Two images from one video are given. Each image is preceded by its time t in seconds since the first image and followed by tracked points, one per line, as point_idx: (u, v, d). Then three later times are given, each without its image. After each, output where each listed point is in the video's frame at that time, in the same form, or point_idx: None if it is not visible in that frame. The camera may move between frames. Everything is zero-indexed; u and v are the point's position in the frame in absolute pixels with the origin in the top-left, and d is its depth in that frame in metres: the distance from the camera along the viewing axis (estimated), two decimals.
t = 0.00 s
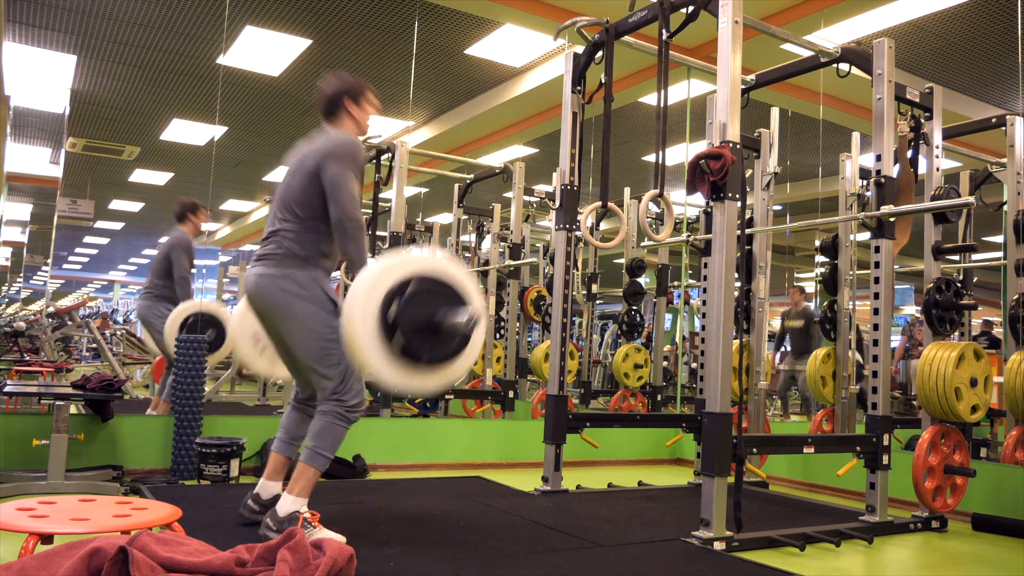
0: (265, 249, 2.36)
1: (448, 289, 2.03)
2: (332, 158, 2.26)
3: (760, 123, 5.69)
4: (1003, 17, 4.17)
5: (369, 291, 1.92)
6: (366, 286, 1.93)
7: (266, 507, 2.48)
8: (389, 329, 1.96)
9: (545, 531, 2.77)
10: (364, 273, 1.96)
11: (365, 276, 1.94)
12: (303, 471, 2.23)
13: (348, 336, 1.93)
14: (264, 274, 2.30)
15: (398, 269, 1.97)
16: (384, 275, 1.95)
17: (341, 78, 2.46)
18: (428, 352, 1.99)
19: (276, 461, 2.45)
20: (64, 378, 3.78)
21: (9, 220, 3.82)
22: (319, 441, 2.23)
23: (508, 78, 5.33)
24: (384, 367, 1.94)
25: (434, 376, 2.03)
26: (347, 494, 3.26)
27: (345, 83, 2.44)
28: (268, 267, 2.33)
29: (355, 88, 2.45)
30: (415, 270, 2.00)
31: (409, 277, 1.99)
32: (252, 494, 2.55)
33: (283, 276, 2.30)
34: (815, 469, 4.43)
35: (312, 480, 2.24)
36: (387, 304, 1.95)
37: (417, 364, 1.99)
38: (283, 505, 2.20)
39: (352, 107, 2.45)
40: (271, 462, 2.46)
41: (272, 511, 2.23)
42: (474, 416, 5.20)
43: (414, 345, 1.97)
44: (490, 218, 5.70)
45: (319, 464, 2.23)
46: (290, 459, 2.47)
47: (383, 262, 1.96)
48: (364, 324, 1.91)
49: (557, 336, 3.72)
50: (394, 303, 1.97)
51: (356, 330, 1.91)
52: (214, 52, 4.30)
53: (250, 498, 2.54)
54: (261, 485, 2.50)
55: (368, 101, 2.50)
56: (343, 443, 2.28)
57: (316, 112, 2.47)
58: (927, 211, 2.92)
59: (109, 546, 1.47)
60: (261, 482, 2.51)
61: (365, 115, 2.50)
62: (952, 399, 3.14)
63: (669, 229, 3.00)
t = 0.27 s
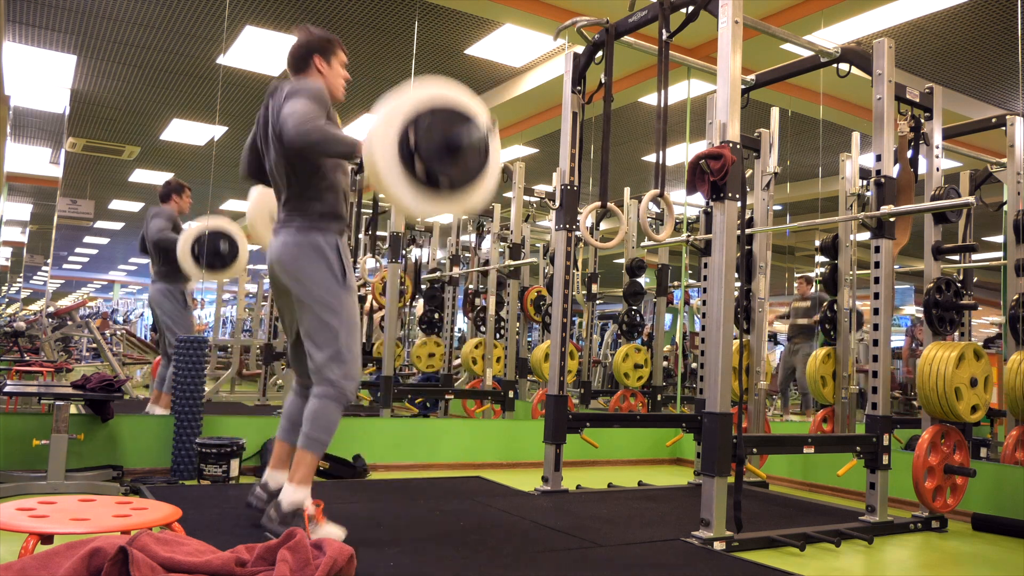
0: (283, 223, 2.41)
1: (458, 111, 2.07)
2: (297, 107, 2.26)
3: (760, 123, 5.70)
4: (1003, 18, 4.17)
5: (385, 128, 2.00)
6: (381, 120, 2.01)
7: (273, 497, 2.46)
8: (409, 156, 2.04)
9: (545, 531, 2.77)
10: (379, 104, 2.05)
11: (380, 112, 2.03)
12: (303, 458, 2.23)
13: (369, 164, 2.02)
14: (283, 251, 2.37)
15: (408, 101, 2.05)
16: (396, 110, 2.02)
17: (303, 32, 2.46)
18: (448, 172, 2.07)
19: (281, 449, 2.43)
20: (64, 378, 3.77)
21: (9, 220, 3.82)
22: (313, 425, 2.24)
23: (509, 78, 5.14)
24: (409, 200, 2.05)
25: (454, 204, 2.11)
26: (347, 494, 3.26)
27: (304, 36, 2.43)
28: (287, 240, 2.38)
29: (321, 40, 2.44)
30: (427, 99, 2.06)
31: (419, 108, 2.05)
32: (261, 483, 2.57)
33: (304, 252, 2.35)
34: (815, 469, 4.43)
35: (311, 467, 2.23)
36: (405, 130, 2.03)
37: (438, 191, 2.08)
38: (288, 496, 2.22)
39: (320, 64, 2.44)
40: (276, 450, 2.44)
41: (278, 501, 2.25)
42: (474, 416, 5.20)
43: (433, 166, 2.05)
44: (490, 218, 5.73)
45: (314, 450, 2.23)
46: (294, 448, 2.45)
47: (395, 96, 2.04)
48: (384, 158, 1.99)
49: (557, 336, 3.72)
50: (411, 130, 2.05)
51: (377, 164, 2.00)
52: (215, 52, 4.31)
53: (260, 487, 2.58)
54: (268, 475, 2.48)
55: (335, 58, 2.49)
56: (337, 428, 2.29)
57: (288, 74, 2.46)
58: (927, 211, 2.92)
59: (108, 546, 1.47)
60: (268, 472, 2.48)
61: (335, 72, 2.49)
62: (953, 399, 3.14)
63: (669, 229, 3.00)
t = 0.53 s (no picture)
0: (287, 244, 2.40)
1: (428, 51, 2.10)
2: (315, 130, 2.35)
3: (760, 123, 5.69)
4: (1003, 18, 4.17)
5: (357, 60, 1.99)
6: (350, 59, 1.99)
7: (264, 513, 2.45)
8: (382, 95, 2.03)
9: (545, 531, 2.77)
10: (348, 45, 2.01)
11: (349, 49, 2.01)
12: (294, 476, 2.24)
13: (342, 107, 2.00)
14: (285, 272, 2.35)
15: (379, 40, 2.04)
16: (367, 48, 2.01)
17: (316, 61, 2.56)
18: (423, 112, 2.07)
19: (274, 468, 2.44)
20: (64, 378, 3.74)
21: (9, 220, 3.81)
22: (310, 445, 2.25)
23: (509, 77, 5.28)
24: (384, 140, 2.04)
25: (427, 145, 2.11)
26: (347, 494, 3.26)
27: (314, 63, 2.55)
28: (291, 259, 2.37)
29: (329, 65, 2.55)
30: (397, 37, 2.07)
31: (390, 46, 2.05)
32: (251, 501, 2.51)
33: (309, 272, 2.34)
34: (816, 469, 4.43)
35: (305, 482, 2.25)
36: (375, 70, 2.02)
37: (412, 132, 2.08)
38: (278, 510, 2.21)
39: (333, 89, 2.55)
40: (270, 467, 2.45)
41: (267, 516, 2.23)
42: (474, 416, 5.20)
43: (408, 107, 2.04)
44: (490, 218, 5.69)
45: (311, 467, 2.26)
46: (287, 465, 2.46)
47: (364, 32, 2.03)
48: (356, 96, 1.98)
49: (557, 336, 3.71)
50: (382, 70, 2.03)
51: (349, 103, 1.97)
52: (215, 52, 4.30)
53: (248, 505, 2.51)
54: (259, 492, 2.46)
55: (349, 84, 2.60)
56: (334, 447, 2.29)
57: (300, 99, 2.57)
58: (927, 211, 2.91)
59: (109, 546, 1.47)
60: (259, 489, 2.46)
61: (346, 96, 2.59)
62: (953, 399, 3.14)
63: (669, 229, 3.00)
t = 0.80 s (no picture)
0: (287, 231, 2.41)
1: (435, 44, 2.08)
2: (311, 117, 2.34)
3: (760, 123, 5.70)
4: (1002, 17, 4.17)
5: (366, 54, 1.96)
6: (360, 51, 1.97)
7: (263, 512, 2.46)
8: (394, 90, 2.00)
9: (545, 531, 2.77)
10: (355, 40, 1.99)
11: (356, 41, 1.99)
12: (283, 473, 2.23)
13: (353, 102, 1.97)
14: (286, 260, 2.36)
15: (385, 29, 2.02)
16: (375, 37, 1.99)
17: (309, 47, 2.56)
18: (432, 103, 2.05)
19: (265, 467, 2.44)
20: (64, 378, 3.74)
21: (9, 220, 3.81)
22: (282, 437, 2.24)
23: (510, 78, 5.23)
24: (396, 132, 2.01)
25: (438, 137, 2.09)
26: (347, 494, 3.26)
27: (309, 50, 2.53)
28: (295, 247, 2.38)
29: (324, 53, 2.54)
30: (403, 28, 2.04)
31: (394, 37, 2.02)
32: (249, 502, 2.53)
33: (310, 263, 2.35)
34: (816, 469, 4.42)
35: (293, 482, 2.23)
36: (386, 65, 1.99)
37: (423, 123, 2.06)
38: (274, 510, 2.20)
39: (329, 78, 2.55)
40: (260, 467, 2.44)
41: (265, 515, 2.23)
42: (474, 416, 5.20)
43: (418, 100, 2.02)
44: (490, 218, 5.69)
45: (288, 462, 2.24)
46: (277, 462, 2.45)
47: (371, 25, 2.01)
48: (368, 89, 1.96)
49: (557, 336, 3.71)
50: (392, 65, 2.01)
51: (361, 97, 1.95)
52: (215, 52, 4.32)
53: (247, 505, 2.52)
54: (255, 492, 2.47)
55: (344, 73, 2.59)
56: (308, 440, 2.28)
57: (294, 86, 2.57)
58: (927, 211, 2.92)
59: (109, 546, 1.47)
60: (256, 489, 2.47)
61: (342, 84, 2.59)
62: (952, 399, 3.14)
63: (669, 229, 3.00)
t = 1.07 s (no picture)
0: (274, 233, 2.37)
1: (436, 205, 1.82)
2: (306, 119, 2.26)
3: (760, 123, 5.70)
4: (1002, 18, 4.17)
5: (362, 213, 1.80)
6: (356, 211, 1.81)
7: (265, 509, 2.47)
8: (384, 262, 1.81)
9: (545, 531, 2.77)
10: (354, 199, 1.84)
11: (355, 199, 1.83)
12: (291, 469, 2.23)
13: (342, 263, 1.82)
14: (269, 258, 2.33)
15: (384, 191, 1.81)
16: (371, 201, 1.81)
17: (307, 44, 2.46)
18: (422, 275, 1.82)
19: (268, 463, 2.43)
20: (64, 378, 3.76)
21: (8, 220, 3.81)
22: (299, 435, 2.23)
23: (509, 78, 5.36)
24: (382, 296, 1.82)
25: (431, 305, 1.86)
26: (347, 494, 3.26)
27: (313, 49, 2.44)
28: (276, 245, 2.35)
29: (326, 52, 2.45)
30: (406, 189, 1.81)
31: (390, 201, 1.81)
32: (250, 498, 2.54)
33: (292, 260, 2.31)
34: (816, 469, 4.43)
35: (303, 477, 2.23)
36: (378, 232, 1.81)
37: (409, 289, 1.84)
38: (280, 505, 2.21)
39: (328, 77, 2.45)
40: (263, 463, 2.44)
41: (269, 511, 2.23)
42: (474, 416, 5.20)
43: (409, 269, 1.82)
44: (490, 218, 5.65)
45: (303, 458, 2.23)
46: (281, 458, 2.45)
47: (371, 188, 1.83)
48: (357, 248, 1.79)
49: (557, 336, 3.71)
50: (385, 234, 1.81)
51: (349, 256, 1.79)
52: (215, 52, 4.31)
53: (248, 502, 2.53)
54: (256, 488, 2.47)
55: (341, 71, 2.49)
56: (323, 435, 2.27)
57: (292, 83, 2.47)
58: (927, 211, 2.91)
59: (109, 546, 1.47)
60: (257, 485, 2.48)
61: (342, 85, 2.50)
62: (953, 399, 3.14)
63: (669, 229, 3.00)
